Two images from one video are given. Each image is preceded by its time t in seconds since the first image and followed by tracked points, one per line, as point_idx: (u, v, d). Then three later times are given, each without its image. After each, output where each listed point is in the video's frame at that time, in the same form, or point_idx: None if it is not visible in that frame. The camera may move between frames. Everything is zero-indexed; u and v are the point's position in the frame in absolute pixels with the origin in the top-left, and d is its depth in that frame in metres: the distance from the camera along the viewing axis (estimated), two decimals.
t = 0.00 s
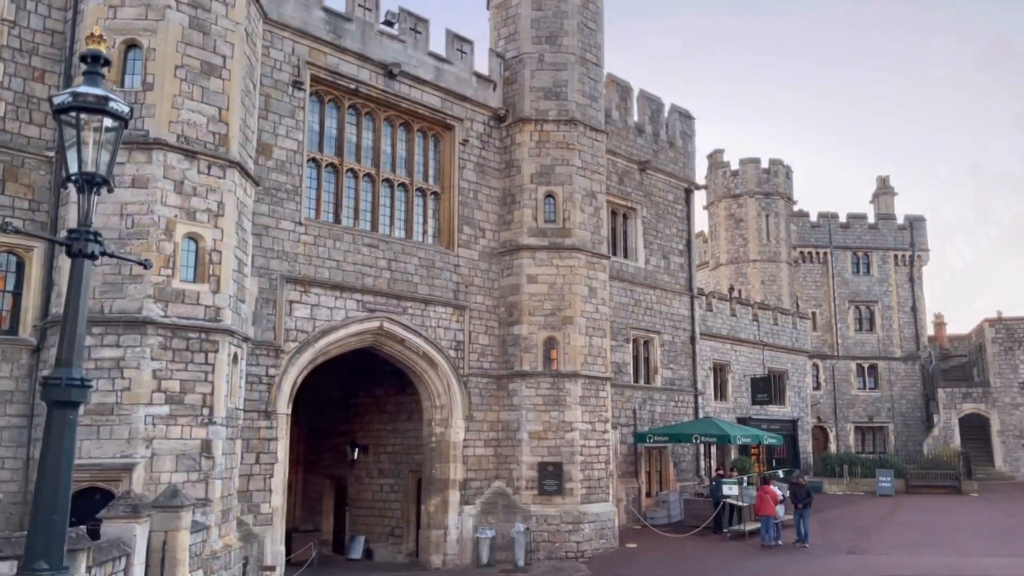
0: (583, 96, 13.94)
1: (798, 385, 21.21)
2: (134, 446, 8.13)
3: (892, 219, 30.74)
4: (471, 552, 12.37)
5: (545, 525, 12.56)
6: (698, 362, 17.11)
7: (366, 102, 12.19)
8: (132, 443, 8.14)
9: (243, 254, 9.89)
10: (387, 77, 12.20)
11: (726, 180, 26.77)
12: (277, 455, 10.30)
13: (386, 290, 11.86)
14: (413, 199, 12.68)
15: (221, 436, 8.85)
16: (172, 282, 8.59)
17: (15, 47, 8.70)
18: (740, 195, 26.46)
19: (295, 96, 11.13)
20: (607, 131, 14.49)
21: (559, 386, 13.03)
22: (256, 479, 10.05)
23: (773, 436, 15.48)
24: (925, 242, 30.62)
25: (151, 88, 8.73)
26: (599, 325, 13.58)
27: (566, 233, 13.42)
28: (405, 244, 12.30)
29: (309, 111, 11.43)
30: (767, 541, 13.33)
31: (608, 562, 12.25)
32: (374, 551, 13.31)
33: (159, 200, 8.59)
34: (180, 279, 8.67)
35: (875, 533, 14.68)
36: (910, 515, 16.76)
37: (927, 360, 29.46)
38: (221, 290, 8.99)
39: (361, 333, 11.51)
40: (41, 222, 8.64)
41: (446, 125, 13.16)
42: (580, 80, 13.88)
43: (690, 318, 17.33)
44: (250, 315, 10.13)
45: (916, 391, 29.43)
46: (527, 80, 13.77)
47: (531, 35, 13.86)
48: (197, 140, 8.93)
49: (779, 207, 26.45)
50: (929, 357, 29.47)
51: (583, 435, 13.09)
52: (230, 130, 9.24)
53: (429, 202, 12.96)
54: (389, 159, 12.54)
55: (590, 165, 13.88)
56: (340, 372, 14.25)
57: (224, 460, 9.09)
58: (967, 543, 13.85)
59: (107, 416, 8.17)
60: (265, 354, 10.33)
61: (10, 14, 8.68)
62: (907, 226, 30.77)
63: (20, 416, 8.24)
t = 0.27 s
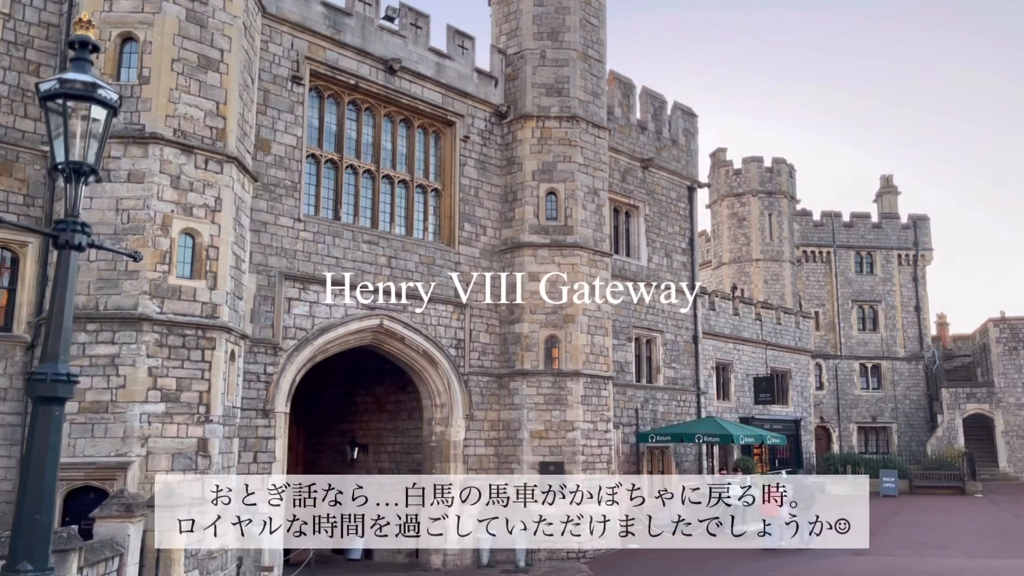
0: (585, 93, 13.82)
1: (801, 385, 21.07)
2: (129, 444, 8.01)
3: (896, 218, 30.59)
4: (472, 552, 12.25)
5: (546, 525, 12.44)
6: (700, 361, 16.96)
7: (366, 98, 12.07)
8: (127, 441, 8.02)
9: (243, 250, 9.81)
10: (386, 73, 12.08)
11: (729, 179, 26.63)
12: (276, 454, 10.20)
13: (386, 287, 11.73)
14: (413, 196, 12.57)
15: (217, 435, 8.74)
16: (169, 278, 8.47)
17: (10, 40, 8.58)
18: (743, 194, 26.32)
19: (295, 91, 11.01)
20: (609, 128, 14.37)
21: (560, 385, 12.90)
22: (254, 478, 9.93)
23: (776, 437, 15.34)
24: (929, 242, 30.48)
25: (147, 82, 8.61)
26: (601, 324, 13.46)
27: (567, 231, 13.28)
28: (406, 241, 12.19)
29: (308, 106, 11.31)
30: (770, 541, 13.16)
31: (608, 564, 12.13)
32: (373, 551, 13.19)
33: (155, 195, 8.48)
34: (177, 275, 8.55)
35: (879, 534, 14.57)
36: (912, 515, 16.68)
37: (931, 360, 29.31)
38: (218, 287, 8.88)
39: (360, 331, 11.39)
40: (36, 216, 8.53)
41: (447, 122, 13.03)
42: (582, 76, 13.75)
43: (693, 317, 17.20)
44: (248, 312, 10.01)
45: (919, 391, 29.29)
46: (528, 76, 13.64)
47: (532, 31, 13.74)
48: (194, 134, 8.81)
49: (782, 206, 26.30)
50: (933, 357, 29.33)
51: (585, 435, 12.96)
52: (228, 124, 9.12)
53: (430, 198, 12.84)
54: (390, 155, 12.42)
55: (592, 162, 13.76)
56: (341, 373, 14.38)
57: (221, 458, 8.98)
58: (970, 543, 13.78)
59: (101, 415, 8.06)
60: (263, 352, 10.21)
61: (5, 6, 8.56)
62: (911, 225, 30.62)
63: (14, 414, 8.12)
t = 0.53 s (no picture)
0: (586, 88, 13.68)
1: (803, 384, 20.94)
2: (122, 443, 7.89)
3: (899, 216, 30.43)
4: (471, 552, 12.14)
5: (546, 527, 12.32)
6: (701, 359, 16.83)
7: (364, 92, 11.94)
8: (120, 439, 7.90)
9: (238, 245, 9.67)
10: (385, 67, 11.95)
11: (731, 177, 26.48)
12: (272, 452, 10.09)
13: (384, 284, 11.62)
14: (412, 191, 12.45)
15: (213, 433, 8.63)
16: (163, 274, 8.35)
17: (2, 31, 8.44)
18: (745, 192, 26.19)
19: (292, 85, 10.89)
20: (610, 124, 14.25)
21: (560, 384, 12.77)
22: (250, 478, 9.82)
23: (778, 435, 15.22)
24: (931, 240, 30.34)
25: (141, 74, 8.48)
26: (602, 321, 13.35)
27: (567, 227, 13.16)
28: (404, 237, 12.06)
29: (306, 100, 11.19)
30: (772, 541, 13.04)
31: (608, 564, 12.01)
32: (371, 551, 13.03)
33: (149, 189, 8.35)
34: (171, 271, 8.43)
35: (881, 534, 14.46)
36: (915, 515, 16.55)
37: (933, 359, 29.17)
38: (213, 283, 8.76)
39: (358, 329, 11.28)
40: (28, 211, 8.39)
41: (447, 116, 12.90)
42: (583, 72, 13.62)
43: (695, 316, 17.07)
44: (244, 309, 9.88)
45: (922, 390, 29.15)
46: (529, 71, 13.51)
47: (533, 26, 13.60)
48: (190, 128, 8.69)
49: (784, 204, 26.16)
50: (936, 356, 29.18)
51: (585, 433, 12.83)
52: (224, 118, 9.00)
53: (429, 194, 12.72)
54: (389, 150, 12.30)
55: (593, 158, 13.63)
56: (340, 371, 14.29)
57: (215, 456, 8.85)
58: (973, 543, 13.67)
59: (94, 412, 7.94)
60: (260, 349, 10.10)
61: None
62: (914, 223, 30.48)
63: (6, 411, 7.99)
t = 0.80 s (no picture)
0: (585, 81, 13.56)
1: (804, 381, 20.84)
2: (114, 437, 7.78)
3: (900, 213, 30.31)
4: (468, 548, 12.03)
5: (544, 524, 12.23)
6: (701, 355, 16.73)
7: (361, 84, 11.82)
8: (112, 433, 7.79)
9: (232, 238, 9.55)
10: (382, 59, 11.84)
11: (731, 172, 26.36)
12: (268, 448, 10.00)
13: (381, 278, 11.51)
14: (409, 184, 12.33)
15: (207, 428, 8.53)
16: (155, 266, 8.23)
17: None
18: (745, 187, 26.09)
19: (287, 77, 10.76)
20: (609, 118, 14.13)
21: (559, 379, 12.66)
22: (244, 473, 9.72)
23: (778, 432, 15.12)
24: (932, 237, 30.23)
25: (134, 64, 8.36)
26: (601, 316, 13.24)
27: (566, 222, 13.05)
28: (402, 231, 11.95)
29: (302, 92, 11.07)
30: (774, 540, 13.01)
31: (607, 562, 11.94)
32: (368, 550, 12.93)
33: (142, 180, 8.23)
34: (164, 263, 8.32)
35: (881, 531, 14.36)
36: (917, 513, 16.43)
37: (934, 357, 29.05)
38: (207, 275, 8.64)
39: (354, 323, 11.17)
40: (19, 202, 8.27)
41: (444, 109, 12.78)
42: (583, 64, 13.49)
43: (694, 312, 16.96)
44: (239, 302, 9.78)
45: (922, 388, 29.03)
46: (527, 64, 13.38)
47: (532, 18, 13.47)
48: (183, 118, 8.57)
49: (784, 199, 26.06)
50: (937, 354, 29.07)
51: (584, 429, 12.73)
52: (218, 108, 8.88)
53: (427, 188, 12.61)
54: (386, 143, 12.18)
55: (593, 152, 13.52)
56: (338, 368, 14.20)
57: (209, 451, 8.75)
58: (976, 542, 13.55)
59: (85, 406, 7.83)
60: (255, 343, 9.99)
61: None
62: (915, 219, 30.37)
63: None
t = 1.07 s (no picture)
0: (586, 73, 13.43)
1: (805, 377, 20.72)
2: (106, 432, 7.66)
3: (902, 208, 30.17)
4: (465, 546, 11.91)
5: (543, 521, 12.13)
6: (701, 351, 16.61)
7: (358, 76, 11.69)
8: (103, 428, 7.67)
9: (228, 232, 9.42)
10: (381, 51, 11.71)
11: (732, 168, 26.22)
12: (263, 443, 9.89)
13: (379, 272, 11.39)
14: (407, 178, 12.22)
15: (201, 423, 8.41)
16: (148, 259, 8.11)
17: None
18: (746, 183, 25.96)
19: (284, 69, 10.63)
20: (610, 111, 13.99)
21: (558, 375, 12.54)
22: (239, 469, 9.61)
23: (778, 428, 15.00)
24: (934, 232, 30.10)
25: (126, 53, 8.22)
26: (601, 312, 13.12)
27: (566, 216, 12.91)
28: (399, 225, 11.82)
29: (299, 83, 10.94)
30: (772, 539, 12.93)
31: (606, 560, 11.81)
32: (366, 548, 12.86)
33: (134, 171, 8.10)
34: (157, 256, 8.19)
35: (882, 528, 14.24)
36: (919, 510, 16.31)
37: (936, 353, 28.92)
38: (201, 268, 8.51)
39: (352, 318, 11.05)
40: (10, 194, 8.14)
41: (443, 102, 12.66)
42: (582, 56, 13.36)
43: (695, 307, 16.83)
44: (234, 296, 9.65)
45: (923, 384, 28.91)
46: (528, 56, 13.24)
47: (532, 9, 13.32)
48: (177, 109, 8.44)
49: (785, 195, 25.94)
50: (938, 350, 28.93)
51: (583, 425, 12.61)
52: (213, 99, 8.75)
53: (425, 181, 12.48)
54: (383, 136, 12.05)
55: (593, 145, 13.38)
56: (335, 364, 14.10)
57: (204, 446, 8.63)
58: (979, 539, 13.43)
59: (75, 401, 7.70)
60: (251, 337, 9.87)
61: None
62: (917, 215, 30.23)
63: None
